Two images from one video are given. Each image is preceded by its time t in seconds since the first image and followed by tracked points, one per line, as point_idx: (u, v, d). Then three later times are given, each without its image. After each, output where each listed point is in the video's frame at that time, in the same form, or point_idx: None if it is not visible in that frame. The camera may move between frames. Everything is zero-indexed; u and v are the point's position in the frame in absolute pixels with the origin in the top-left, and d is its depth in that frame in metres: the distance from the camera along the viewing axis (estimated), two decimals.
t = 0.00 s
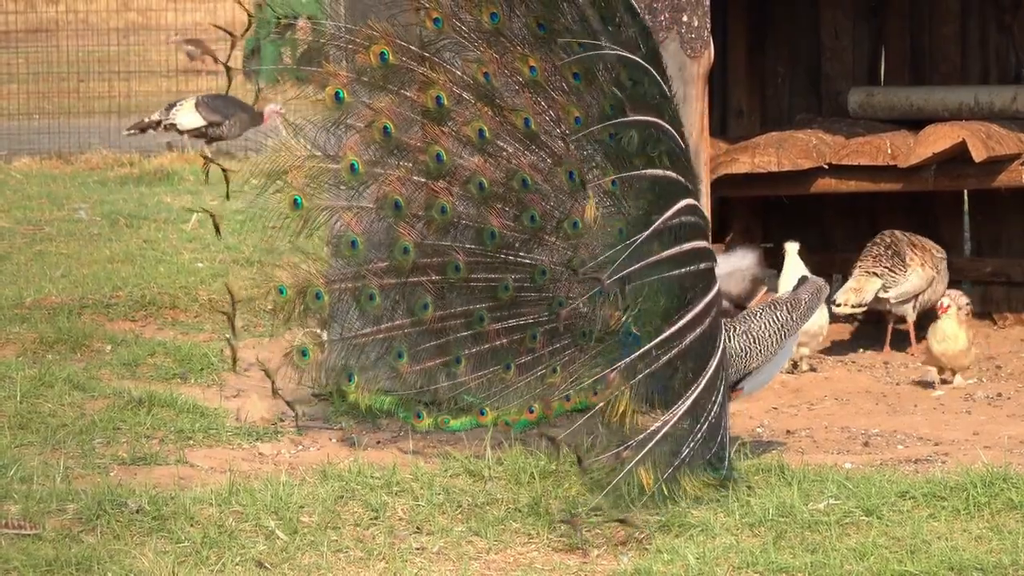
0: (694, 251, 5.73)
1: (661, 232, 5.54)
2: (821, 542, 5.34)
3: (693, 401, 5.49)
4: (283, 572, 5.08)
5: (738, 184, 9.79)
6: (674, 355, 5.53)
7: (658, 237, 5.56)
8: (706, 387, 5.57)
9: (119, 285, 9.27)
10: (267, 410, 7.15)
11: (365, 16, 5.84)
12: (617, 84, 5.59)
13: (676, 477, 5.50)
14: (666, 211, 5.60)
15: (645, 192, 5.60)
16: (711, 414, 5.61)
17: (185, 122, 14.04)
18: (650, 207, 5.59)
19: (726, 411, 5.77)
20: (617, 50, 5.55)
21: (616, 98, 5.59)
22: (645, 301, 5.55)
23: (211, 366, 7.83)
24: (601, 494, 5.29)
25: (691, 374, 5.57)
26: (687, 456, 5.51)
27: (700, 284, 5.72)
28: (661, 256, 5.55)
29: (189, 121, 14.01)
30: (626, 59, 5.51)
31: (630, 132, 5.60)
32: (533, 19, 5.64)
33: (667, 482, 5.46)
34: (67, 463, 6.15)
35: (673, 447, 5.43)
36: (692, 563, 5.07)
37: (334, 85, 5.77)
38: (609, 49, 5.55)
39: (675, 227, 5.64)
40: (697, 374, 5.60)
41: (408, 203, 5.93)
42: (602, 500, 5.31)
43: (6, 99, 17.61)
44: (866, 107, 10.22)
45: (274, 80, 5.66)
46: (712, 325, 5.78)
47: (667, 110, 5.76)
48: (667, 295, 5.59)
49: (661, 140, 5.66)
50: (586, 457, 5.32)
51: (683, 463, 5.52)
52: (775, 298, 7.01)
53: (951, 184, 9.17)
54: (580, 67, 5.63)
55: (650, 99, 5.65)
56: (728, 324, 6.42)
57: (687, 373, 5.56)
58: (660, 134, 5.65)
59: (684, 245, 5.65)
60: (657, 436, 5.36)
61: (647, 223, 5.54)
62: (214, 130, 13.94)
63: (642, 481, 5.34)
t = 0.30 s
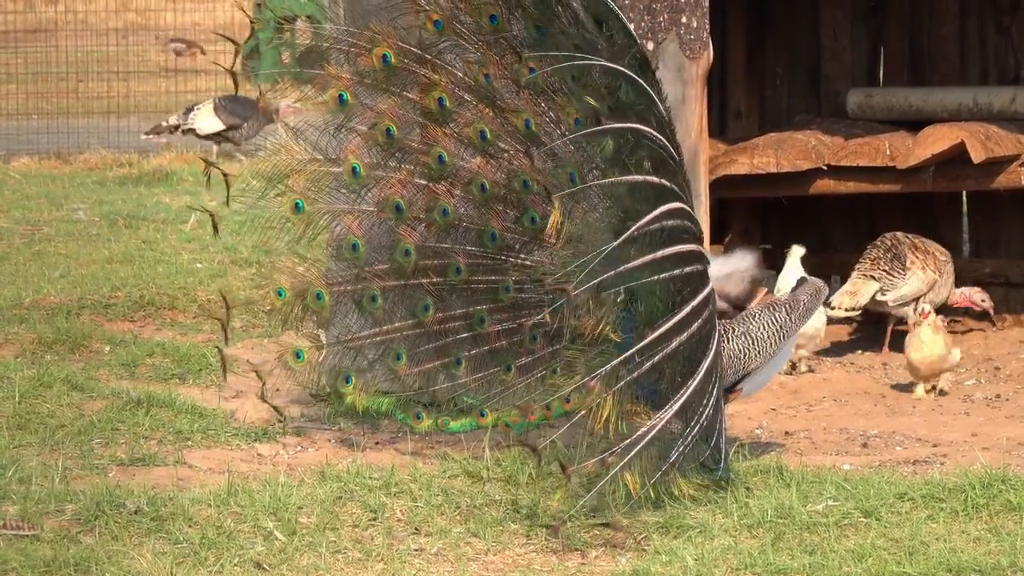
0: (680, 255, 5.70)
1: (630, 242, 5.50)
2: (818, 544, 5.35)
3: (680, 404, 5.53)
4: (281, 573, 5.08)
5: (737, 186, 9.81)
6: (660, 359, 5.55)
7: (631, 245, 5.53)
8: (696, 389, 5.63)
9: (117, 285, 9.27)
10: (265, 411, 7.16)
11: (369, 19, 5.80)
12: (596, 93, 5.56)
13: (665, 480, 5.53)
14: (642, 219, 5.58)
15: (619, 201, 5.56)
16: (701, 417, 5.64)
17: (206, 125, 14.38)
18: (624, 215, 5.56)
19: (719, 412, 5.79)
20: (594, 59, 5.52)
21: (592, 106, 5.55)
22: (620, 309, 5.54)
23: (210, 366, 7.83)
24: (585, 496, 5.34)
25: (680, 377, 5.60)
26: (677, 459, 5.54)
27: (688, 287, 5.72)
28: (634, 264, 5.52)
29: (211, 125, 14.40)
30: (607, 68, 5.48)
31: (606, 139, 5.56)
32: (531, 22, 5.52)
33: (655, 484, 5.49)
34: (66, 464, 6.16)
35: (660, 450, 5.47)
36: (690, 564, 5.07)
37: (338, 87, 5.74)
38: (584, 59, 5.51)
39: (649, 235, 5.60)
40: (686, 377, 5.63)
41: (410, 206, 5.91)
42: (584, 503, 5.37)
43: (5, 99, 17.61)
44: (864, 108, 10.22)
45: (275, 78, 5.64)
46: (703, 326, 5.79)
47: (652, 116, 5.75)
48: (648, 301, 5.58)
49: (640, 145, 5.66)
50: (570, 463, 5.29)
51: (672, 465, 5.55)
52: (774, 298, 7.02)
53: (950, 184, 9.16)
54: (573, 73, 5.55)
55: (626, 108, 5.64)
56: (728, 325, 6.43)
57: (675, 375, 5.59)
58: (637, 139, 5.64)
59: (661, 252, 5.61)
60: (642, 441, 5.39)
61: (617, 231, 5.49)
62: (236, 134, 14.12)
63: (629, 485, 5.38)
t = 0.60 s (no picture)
0: (673, 256, 5.70)
1: (616, 243, 5.45)
2: (815, 543, 5.35)
3: (677, 403, 5.52)
4: (278, 572, 5.07)
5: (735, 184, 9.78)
6: (658, 359, 5.54)
7: (618, 245, 5.48)
8: (693, 388, 5.63)
9: (115, 284, 9.27)
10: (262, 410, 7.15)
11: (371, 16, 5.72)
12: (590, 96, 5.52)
13: (660, 479, 5.52)
14: (632, 219, 5.54)
15: (606, 201, 5.51)
16: (699, 416, 5.65)
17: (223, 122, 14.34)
18: (613, 216, 5.52)
19: (715, 412, 5.81)
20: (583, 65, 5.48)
21: (578, 111, 5.49)
22: (612, 309, 5.48)
23: (207, 365, 7.83)
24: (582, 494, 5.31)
25: (677, 376, 5.60)
26: (673, 458, 5.54)
27: (683, 287, 5.74)
28: (622, 265, 5.48)
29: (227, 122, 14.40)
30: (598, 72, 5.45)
31: (593, 143, 5.50)
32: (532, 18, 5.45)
33: (650, 484, 5.47)
34: (63, 463, 6.15)
35: (657, 449, 5.46)
36: (687, 563, 5.07)
37: (343, 82, 5.72)
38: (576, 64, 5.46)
39: (639, 236, 5.57)
40: (683, 376, 5.63)
41: (412, 203, 5.92)
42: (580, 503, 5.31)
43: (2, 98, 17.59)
44: (861, 107, 10.22)
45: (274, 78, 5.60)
46: (699, 326, 5.81)
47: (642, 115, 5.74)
48: (641, 301, 5.57)
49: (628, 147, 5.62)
50: (567, 463, 5.30)
51: (669, 465, 5.54)
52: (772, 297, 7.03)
53: (947, 184, 9.16)
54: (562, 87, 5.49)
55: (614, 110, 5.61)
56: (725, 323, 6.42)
57: (672, 375, 5.59)
58: (625, 141, 5.60)
59: (656, 251, 5.60)
60: (640, 439, 5.38)
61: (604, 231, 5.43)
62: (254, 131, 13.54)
63: (625, 485, 5.36)
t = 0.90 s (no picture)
0: (680, 253, 5.69)
1: (623, 242, 5.41)
2: (812, 540, 5.35)
3: (679, 400, 5.50)
4: (275, 569, 5.07)
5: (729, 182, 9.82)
6: (661, 357, 5.51)
7: (626, 245, 5.46)
8: (694, 386, 5.61)
9: (112, 281, 9.27)
10: (259, 407, 7.15)
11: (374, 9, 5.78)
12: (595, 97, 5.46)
13: (659, 476, 5.49)
14: (637, 219, 5.49)
15: (609, 202, 5.47)
16: (699, 414, 5.64)
17: (234, 123, 13.48)
18: (619, 216, 5.47)
19: (713, 410, 5.79)
20: (594, 69, 5.45)
21: (577, 115, 5.49)
22: (618, 308, 5.49)
23: (204, 363, 7.82)
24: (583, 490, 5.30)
25: (679, 374, 5.58)
26: (673, 455, 5.51)
27: (687, 284, 5.73)
28: (628, 265, 5.45)
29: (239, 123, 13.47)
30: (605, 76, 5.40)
31: (592, 146, 5.47)
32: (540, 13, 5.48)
33: (648, 482, 5.44)
34: (60, 460, 6.15)
35: (658, 446, 5.43)
36: (684, 561, 5.08)
37: (350, 72, 5.79)
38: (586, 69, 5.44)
39: (646, 235, 5.53)
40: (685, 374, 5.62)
41: (413, 197, 5.91)
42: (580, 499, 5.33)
43: None
44: (858, 104, 10.22)
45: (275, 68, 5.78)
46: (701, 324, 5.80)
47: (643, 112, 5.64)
48: (646, 298, 5.58)
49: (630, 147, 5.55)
50: (568, 458, 5.27)
51: (668, 463, 5.51)
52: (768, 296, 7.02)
53: (944, 181, 9.16)
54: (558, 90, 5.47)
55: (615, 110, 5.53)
56: (723, 321, 6.42)
57: (674, 373, 5.57)
58: (626, 142, 5.53)
59: (664, 249, 5.59)
60: (641, 437, 5.35)
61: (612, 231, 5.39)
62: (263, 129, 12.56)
63: (625, 483, 5.33)
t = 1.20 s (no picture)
0: (689, 252, 5.70)
1: (637, 242, 5.39)
2: (810, 539, 5.35)
3: (683, 399, 5.46)
4: (272, 568, 5.07)
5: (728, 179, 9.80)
6: (669, 355, 5.47)
7: (640, 243, 5.43)
8: (698, 385, 5.58)
9: (109, 280, 9.26)
10: (257, 407, 7.15)
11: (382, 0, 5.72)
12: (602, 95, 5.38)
13: (660, 474, 5.42)
14: (650, 217, 5.49)
15: (627, 202, 5.46)
16: (700, 413, 5.60)
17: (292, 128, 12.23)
18: (632, 214, 5.46)
19: (714, 409, 5.75)
20: (624, 63, 5.38)
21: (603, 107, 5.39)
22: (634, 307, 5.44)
23: (201, 361, 7.81)
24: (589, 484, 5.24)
25: (684, 372, 5.56)
26: (674, 453, 5.45)
27: (693, 283, 5.70)
28: (643, 263, 5.44)
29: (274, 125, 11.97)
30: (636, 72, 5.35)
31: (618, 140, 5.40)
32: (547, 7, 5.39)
33: (650, 481, 5.38)
34: (57, 459, 6.15)
35: (660, 444, 5.36)
36: (681, 559, 5.08)
37: (358, 63, 5.80)
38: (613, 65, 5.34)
39: (657, 233, 5.52)
40: (689, 373, 5.59)
41: (416, 193, 5.91)
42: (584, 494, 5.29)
43: None
44: (856, 104, 10.18)
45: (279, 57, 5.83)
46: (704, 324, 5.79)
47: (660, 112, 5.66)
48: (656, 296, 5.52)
49: (648, 142, 5.55)
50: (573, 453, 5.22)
51: (670, 461, 5.46)
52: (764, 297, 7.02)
53: (942, 180, 9.17)
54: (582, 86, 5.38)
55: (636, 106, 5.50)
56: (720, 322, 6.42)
57: (678, 372, 5.54)
58: (645, 137, 5.52)
59: (674, 248, 5.59)
60: (646, 433, 5.28)
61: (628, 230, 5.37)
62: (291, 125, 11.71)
63: (628, 479, 5.26)
